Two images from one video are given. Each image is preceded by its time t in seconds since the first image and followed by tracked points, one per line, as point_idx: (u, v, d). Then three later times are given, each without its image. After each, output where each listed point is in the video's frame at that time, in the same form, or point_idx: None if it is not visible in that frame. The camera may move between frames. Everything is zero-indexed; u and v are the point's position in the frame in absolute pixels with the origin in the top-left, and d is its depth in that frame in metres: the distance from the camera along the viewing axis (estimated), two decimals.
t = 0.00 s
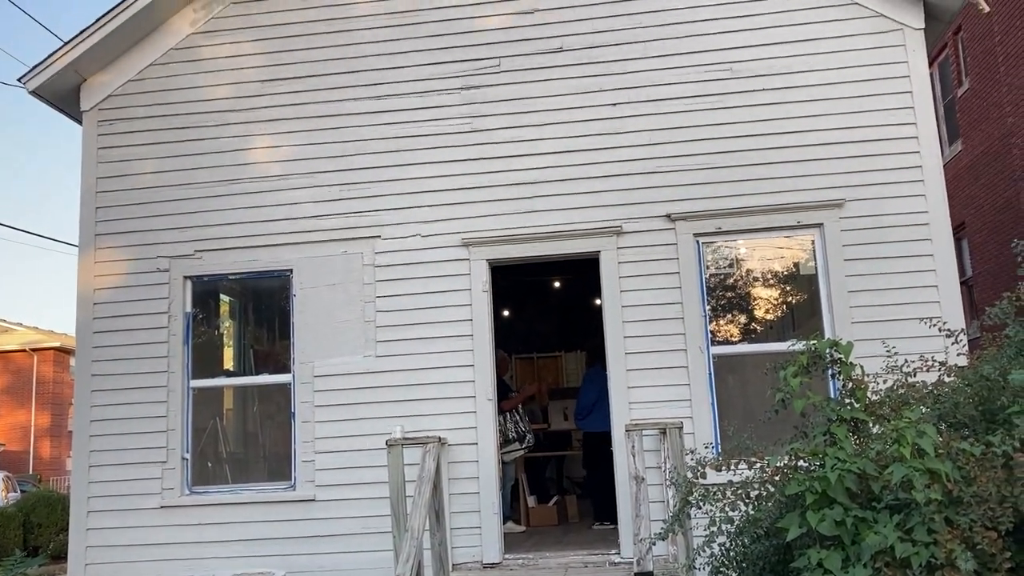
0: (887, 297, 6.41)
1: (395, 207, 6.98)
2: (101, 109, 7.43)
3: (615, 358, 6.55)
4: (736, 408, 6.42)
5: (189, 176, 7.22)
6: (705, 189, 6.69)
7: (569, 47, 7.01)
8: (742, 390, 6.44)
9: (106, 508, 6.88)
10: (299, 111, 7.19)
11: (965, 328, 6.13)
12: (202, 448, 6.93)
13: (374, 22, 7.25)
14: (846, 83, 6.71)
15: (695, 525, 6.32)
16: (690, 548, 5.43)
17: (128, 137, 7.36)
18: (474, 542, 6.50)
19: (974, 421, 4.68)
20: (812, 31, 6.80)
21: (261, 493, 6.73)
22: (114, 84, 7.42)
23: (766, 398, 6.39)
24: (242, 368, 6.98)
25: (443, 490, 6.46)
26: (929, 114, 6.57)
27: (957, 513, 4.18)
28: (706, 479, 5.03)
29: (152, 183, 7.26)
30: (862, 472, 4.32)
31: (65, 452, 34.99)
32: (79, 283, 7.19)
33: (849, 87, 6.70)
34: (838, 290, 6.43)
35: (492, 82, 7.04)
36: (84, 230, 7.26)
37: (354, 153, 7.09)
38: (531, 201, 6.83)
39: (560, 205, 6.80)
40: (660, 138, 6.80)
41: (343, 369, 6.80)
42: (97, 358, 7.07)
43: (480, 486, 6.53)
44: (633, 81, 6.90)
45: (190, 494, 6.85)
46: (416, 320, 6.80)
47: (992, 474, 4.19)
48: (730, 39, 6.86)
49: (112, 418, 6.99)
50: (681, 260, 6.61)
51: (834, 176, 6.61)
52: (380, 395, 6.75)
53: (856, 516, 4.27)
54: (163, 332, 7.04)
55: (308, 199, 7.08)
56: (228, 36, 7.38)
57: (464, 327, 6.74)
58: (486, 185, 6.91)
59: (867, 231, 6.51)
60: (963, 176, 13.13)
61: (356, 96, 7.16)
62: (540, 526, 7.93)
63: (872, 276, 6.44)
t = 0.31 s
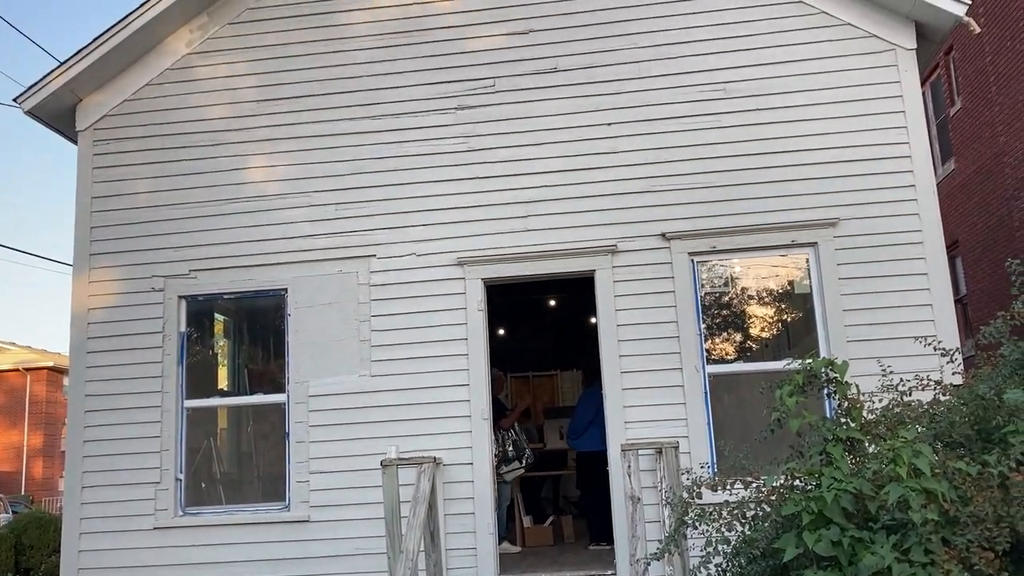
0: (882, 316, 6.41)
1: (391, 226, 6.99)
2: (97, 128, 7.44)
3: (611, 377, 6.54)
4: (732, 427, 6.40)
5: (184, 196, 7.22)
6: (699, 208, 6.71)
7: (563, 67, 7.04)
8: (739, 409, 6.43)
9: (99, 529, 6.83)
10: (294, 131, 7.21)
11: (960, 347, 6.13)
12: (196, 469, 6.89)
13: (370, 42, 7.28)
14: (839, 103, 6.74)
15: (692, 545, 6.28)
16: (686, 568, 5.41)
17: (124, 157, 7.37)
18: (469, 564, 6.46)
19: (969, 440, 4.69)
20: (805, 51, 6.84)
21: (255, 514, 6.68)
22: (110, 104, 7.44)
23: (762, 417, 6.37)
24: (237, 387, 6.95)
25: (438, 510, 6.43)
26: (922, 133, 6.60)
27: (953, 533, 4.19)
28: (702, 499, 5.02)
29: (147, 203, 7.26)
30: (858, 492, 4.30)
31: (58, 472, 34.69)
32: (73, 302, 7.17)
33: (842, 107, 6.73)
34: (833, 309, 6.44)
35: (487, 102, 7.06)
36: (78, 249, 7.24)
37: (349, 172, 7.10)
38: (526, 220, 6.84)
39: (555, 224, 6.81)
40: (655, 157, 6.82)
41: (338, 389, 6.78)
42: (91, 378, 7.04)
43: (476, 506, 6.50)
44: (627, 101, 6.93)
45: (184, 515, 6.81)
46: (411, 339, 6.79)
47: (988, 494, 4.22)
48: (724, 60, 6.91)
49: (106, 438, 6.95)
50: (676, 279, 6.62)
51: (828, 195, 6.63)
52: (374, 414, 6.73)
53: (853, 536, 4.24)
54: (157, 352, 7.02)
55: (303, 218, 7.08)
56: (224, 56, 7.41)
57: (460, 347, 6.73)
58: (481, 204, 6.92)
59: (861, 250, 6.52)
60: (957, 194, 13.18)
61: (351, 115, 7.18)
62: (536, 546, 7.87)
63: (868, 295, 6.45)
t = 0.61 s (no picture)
0: (877, 337, 6.42)
1: (386, 247, 6.98)
2: (92, 150, 7.44)
3: (607, 398, 6.53)
4: (728, 449, 6.38)
5: (180, 217, 7.22)
6: (694, 229, 6.72)
7: (559, 89, 7.08)
8: (734, 430, 6.41)
9: (91, 553, 6.77)
10: (290, 152, 7.22)
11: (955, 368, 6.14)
12: (189, 491, 6.84)
13: (365, 64, 7.31)
14: (832, 125, 6.78)
15: (688, 568, 6.24)
16: None
17: (119, 179, 7.37)
18: None
19: (966, 462, 4.69)
20: (798, 73, 6.89)
21: (249, 537, 6.63)
22: (105, 125, 7.44)
23: (758, 438, 6.35)
24: (230, 409, 6.92)
25: (433, 533, 6.39)
26: (915, 154, 6.64)
27: (951, 556, 4.18)
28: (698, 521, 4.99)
29: (142, 224, 7.25)
30: (855, 513, 4.29)
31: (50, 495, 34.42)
32: (67, 324, 7.14)
33: (835, 128, 6.77)
34: (828, 330, 6.44)
35: (482, 124, 7.09)
36: (72, 271, 7.22)
37: (344, 193, 7.10)
38: (521, 241, 6.85)
39: (550, 244, 6.82)
40: (650, 178, 6.84)
41: (333, 410, 6.75)
42: (84, 400, 7.00)
43: (471, 529, 6.46)
44: (622, 123, 6.96)
45: (177, 538, 6.75)
46: (407, 360, 6.77)
47: (985, 515, 4.23)
48: (718, 81, 6.95)
49: (99, 461, 6.90)
50: (672, 299, 6.62)
51: (823, 216, 6.65)
52: (369, 436, 6.69)
53: (850, 558, 4.23)
54: (151, 374, 6.98)
55: (298, 239, 7.07)
56: (219, 78, 7.43)
57: (455, 368, 6.72)
58: (476, 225, 6.92)
59: (856, 270, 6.53)
60: (950, 215, 13.24)
61: (347, 137, 7.20)
62: (531, 569, 7.82)
63: (863, 315, 6.46)
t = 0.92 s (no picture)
0: (872, 355, 6.43)
1: (382, 266, 6.99)
2: (88, 169, 7.44)
3: (603, 416, 6.52)
4: (724, 468, 6.37)
5: (175, 236, 7.22)
6: (689, 248, 6.74)
7: (553, 109, 7.11)
8: (730, 449, 6.41)
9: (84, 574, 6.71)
10: (285, 172, 7.24)
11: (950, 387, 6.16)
12: (184, 511, 6.80)
13: (361, 84, 7.35)
14: (825, 144, 6.82)
15: None
16: None
17: (114, 198, 7.37)
18: None
19: (963, 481, 4.70)
20: (792, 93, 6.93)
21: (243, 558, 6.59)
22: (101, 144, 7.45)
23: (754, 457, 6.34)
24: (226, 429, 6.90)
25: (428, 553, 6.36)
26: (908, 173, 6.68)
27: None
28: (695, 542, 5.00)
29: (137, 243, 7.25)
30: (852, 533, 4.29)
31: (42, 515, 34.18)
32: (62, 343, 7.12)
33: (829, 148, 6.81)
34: (823, 349, 6.45)
35: (477, 143, 7.12)
36: (68, 290, 7.21)
37: (340, 212, 7.12)
38: (517, 260, 6.86)
39: (546, 263, 6.83)
40: (645, 197, 6.87)
41: (328, 430, 6.73)
42: (78, 419, 6.97)
43: (467, 549, 6.43)
44: (616, 142, 7.00)
45: (171, 559, 6.71)
46: (402, 380, 6.76)
47: (982, 535, 4.23)
48: (711, 101, 6.99)
49: (93, 480, 6.86)
50: (667, 318, 6.63)
51: (817, 235, 6.67)
52: (365, 455, 6.67)
53: None
54: (145, 393, 6.96)
55: (294, 258, 7.08)
56: (216, 98, 7.46)
57: (451, 387, 6.71)
58: (472, 243, 6.94)
59: (850, 289, 6.55)
60: (944, 233, 13.29)
61: (342, 156, 7.22)
62: None
63: (858, 334, 6.47)
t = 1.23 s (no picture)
0: (868, 373, 6.42)
1: (378, 284, 6.98)
2: (84, 187, 7.44)
3: (599, 435, 6.50)
4: (721, 486, 6.35)
5: (171, 254, 7.21)
6: (685, 266, 6.75)
7: (549, 127, 7.14)
8: (727, 467, 6.39)
9: None
10: (281, 190, 7.24)
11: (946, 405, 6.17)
12: (177, 531, 6.76)
13: (358, 103, 7.37)
14: (820, 162, 6.84)
15: None
16: None
17: (110, 215, 7.36)
18: None
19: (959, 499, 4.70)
20: (786, 111, 6.97)
21: None
22: (97, 163, 7.46)
23: (750, 476, 6.32)
24: (220, 448, 6.86)
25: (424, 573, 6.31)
26: (903, 191, 6.70)
27: None
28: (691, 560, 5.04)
29: (133, 261, 7.24)
30: (849, 552, 4.28)
31: (34, 534, 33.93)
32: (55, 362, 7.09)
33: (824, 166, 6.83)
34: (819, 367, 6.45)
35: (473, 162, 7.13)
36: (62, 308, 7.19)
37: (336, 230, 7.12)
38: (512, 278, 6.86)
39: (542, 281, 6.83)
40: (640, 215, 6.88)
41: (323, 449, 6.70)
42: (72, 438, 6.93)
43: (462, 568, 6.39)
44: (612, 160, 7.02)
45: None
46: (397, 398, 6.74)
47: (979, 554, 4.22)
48: (707, 120, 7.02)
49: (86, 499, 6.82)
50: (663, 336, 6.63)
51: (813, 253, 6.69)
52: (360, 474, 6.64)
53: None
54: (140, 412, 6.93)
55: (289, 276, 7.07)
56: (212, 116, 7.47)
57: (446, 405, 6.69)
58: (468, 261, 6.94)
59: (846, 307, 6.56)
60: (939, 251, 13.32)
61: (338, 174, 7.23)
62: None
63: (853, 352, 6.47)
